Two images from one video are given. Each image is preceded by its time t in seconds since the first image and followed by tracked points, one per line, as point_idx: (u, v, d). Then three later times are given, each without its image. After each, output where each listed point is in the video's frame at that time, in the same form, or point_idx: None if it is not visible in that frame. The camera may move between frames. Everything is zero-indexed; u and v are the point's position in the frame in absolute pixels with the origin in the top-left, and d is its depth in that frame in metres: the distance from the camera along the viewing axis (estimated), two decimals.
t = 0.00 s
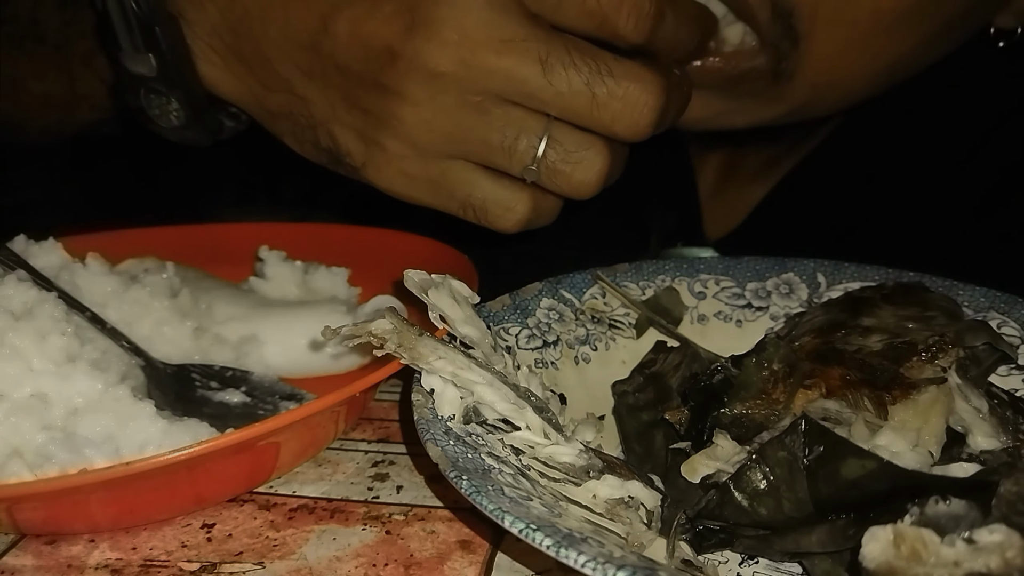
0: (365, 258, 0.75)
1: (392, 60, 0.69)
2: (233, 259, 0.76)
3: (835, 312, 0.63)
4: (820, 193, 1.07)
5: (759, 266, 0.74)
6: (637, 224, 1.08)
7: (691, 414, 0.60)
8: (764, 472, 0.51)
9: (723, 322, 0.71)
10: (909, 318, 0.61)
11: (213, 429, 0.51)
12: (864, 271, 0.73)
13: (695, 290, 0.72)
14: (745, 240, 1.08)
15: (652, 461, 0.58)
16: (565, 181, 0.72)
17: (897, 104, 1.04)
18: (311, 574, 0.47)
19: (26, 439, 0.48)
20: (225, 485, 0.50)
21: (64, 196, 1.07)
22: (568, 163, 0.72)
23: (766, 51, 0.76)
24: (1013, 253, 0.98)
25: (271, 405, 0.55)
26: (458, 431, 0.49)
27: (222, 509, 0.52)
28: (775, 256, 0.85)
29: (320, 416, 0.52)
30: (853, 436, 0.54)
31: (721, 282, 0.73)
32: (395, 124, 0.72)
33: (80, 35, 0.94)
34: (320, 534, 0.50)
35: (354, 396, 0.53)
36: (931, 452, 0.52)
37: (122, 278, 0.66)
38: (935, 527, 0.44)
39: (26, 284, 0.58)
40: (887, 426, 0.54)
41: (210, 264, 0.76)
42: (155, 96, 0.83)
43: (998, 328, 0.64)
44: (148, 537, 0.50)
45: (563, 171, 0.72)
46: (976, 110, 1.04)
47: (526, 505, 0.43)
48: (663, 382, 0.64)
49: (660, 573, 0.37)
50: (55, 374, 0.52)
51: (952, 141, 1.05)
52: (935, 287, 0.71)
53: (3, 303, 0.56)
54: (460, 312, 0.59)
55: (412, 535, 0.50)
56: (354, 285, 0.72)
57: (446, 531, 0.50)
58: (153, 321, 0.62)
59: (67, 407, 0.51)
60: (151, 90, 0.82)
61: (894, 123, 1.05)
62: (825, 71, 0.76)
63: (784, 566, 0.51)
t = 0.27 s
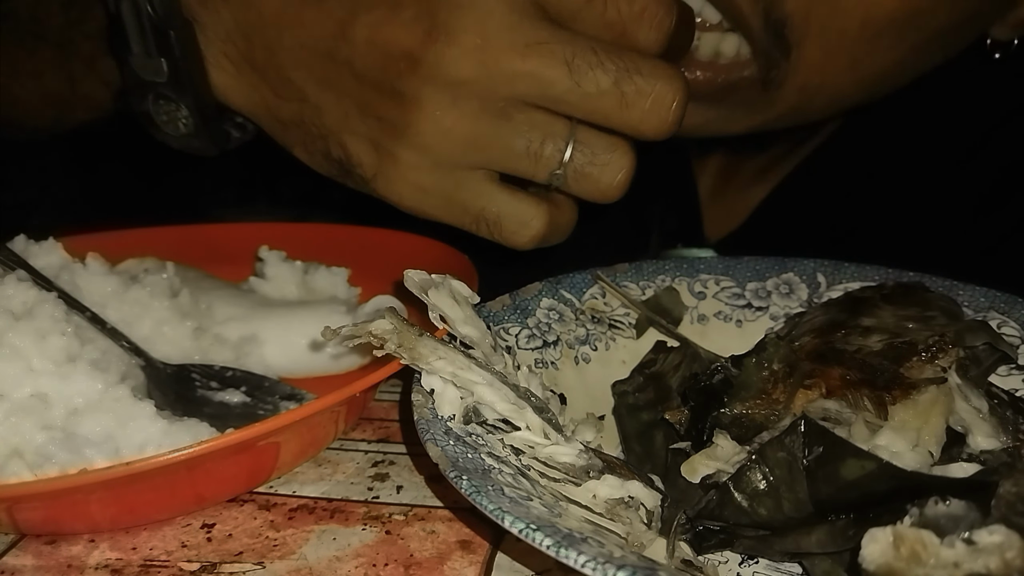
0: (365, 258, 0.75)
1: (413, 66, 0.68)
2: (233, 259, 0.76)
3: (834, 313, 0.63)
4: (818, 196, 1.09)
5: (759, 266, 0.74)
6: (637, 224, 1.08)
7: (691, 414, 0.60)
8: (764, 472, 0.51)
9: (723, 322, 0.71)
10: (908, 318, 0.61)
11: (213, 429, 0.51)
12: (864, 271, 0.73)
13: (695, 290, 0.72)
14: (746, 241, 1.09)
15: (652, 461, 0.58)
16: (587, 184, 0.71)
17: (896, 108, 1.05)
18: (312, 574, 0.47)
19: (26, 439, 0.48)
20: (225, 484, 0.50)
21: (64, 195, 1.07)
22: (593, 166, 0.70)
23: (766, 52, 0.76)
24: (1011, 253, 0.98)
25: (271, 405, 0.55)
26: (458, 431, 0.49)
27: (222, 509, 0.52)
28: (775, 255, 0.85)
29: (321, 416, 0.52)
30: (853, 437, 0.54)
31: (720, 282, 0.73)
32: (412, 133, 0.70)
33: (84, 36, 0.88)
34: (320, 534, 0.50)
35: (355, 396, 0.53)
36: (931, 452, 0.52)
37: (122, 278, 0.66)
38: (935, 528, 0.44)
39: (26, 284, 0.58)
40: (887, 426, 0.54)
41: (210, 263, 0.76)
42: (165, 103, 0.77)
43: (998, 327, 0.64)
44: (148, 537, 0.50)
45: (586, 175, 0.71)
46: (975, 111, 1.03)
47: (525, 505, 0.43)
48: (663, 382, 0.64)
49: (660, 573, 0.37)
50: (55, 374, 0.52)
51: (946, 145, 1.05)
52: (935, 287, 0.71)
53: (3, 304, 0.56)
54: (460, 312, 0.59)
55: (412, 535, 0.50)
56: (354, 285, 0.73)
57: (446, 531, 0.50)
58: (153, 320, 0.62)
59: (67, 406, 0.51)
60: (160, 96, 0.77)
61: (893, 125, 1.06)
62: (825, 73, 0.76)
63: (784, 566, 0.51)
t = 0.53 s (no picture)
0: (365, 257, 0.75)
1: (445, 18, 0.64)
2: (233, 259, 0.77)
3: (834, 312, 0.63)
4: (818, 197, 1.07)
5: (759, 266, 0.74)
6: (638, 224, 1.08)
7: (690, 414, 0.60)
8: (764, 472, 0.51)
9: (723, 321, 0.71)
10: (909, 318, 0.61)
11: (212, 429, 0.51)
12: (864, 271, 0.73)
13: (695, 290, 0.72)
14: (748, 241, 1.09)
15: (651, 461, 0.58)
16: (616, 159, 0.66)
17: (898, 110, 1.03)
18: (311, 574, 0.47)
19: (26, 439, 0.48)
20: (225, 485, 0.50)
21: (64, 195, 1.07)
22: (625, 142, 0.66)
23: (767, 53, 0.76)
24: (1011, 253, 0.98)
25: (271, 405, 0.55)
26: (457, 431, 0.49)
27: (222, 509, 0.52)
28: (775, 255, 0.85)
29: (321, 416, 0.52)
30: (853, 437, 0.54)
31: (720, 282, 0.73)
32: (437, 89, 0.66)
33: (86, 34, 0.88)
34: (320, 534, 0.50)
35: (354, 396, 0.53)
36: (931, 452, 0.52)
37: (121, 278, 0.66)
38: (935, 528, 0.44)
39: (26, 284, 0.58)
40: (887, 425, 0.54)
41: (210, 263, 0.76)
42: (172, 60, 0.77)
43: (998, 327, 0.64)
44: (148, 537, 0.50)
45: (617, 147, 0.66)
46: (982, 110, 1.02)
47: (526, 505, 0.43)
48: (663, 382, 0.64)
49: (660, 573, 0.37)
50: (54, 374, 0.52)
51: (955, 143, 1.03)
52: (935, 287, 0.71)
53: (3, 303, 0.56)
54: (460, 312, 0.59)
55: (412, 535, 0.50)
56: (354, 285, 0.73)
57: (446, 531, 0.50)
58: (153, 320, 0.62)
59: (67, 406, 0.51)
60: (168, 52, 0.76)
61: (894, 126, 1.04)
62: (826, 74, 0.75)
63: (784, 566, 0.51)
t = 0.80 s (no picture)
0: (366, 257, 0.75)
1: None
2: (233, 259, 0.76)
3: (834, 312, 0.63)
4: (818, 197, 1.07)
5: (759, 266, 0.74)
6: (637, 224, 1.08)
7: (691, 414, 0.60)
8: (764, 472, 0.51)
9: (723, 321, 0.71)
10: (909, 318, 0.61)
11: (212, 429, 0.51)
12: (864, 271, 0.73)
13: (695, 290, 0.72)
14: (745, 240, 1.00)
15: (651, 462, 0.58)
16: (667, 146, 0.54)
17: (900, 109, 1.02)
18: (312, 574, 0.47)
19: (26, 439, 0.48)
20: (224, 485, 0.50)
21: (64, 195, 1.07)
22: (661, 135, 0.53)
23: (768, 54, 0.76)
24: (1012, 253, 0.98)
25: (271, 405, 0.55)
26: (458, 431, 0.49)
27: (222, 509, 0.52)
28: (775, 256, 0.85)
29: (320, 416, 0.52)
30: (852, 437, 0.54)
31: (720, 282, 0.73)
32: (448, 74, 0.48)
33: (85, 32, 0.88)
34: (320, 534, 0.50)
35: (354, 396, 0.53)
36: (931, 452, 0.52)
37: (122, 278, 0.66)
38: (934, 528, 0.45)
39: (27, 284, 0.58)
40: (887, 426, 0.54)
41: (209, 263, 0.76)
42: None
43: (998, 327, 0.64)
44: (148, 537, 0.50)
45: (671, 123, 0.52)
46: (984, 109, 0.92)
47: (526, 505, 0.43)
48: (663, 382, 0.64)
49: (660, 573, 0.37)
50: (54, 374, 0.52)
51: (955, 141, 0.93)
52: (935, 287, 0.71)
53: (3, 303, 0.56)
54: (459, 311, 0.59)
55: (412, 535, 0.50)
56: (354, 285, 0.72)
57: (446, 531, 0.50)
58: (153, 320, 0.62)
59: (67, 407, 0.51)
60: None
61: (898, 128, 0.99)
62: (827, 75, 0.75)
63: (784, 566, 0.50)
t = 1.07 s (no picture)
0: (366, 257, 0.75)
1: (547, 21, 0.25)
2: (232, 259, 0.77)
3: (834, 313, 0.63)
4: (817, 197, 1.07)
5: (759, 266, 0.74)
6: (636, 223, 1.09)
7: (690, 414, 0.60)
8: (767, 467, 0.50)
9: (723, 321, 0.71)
10: (909, 319, 0.61)
11: (213, 430, 0.51)
12: (863, 271, 0.73)
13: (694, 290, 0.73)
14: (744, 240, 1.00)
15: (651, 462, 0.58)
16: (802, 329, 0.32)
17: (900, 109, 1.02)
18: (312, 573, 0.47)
19: (26, 439, 0.48)
20: (225, 485, 0.50)
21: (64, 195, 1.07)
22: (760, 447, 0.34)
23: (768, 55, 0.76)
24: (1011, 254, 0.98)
25: (271, 405, 0.55)
26: (458, 431, 0.49)
27: (222, 509, 0.52)
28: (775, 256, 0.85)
29: (320, 417, 0.52)
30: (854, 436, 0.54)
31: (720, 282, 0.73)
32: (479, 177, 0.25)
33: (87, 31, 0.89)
34: (320, 534, 0.50)
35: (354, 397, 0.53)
36: (931, 452, 0.53)
37: (122, 279, 0.66)
38: (938, 523, 0.45)
39: (27, 284, 0.58)
40: (887, 426, 0.54)
41: (209, 263, 0.76)
42: None
43: (998, 327, 0.64)
44: (148, 537, 0.50)
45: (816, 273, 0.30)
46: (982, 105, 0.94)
47: (526, 505, 0.43)
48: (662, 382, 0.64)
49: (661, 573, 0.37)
50: (55, 373, 0.52)
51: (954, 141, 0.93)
52: (935, 287, 0.71)
53: (4, 304, 0.56)
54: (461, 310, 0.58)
55: (412, 535, 0.50)
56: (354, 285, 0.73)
57: (447, 531, 0.50)
58: (153, 321, 0.63)
59: (68, 407, 0.51)
60: None
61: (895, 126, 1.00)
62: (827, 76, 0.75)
63: (783, 565, 0.47)
